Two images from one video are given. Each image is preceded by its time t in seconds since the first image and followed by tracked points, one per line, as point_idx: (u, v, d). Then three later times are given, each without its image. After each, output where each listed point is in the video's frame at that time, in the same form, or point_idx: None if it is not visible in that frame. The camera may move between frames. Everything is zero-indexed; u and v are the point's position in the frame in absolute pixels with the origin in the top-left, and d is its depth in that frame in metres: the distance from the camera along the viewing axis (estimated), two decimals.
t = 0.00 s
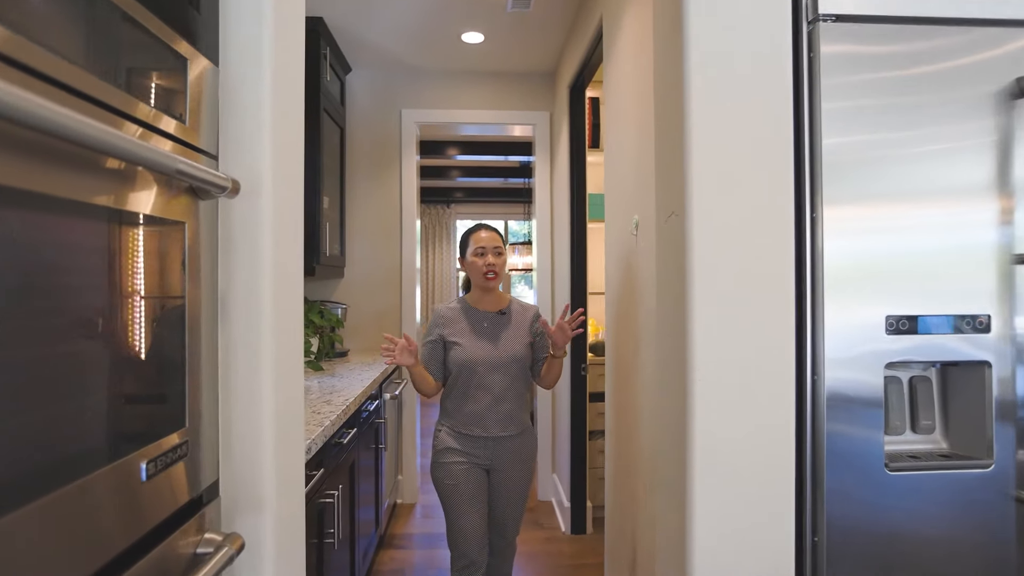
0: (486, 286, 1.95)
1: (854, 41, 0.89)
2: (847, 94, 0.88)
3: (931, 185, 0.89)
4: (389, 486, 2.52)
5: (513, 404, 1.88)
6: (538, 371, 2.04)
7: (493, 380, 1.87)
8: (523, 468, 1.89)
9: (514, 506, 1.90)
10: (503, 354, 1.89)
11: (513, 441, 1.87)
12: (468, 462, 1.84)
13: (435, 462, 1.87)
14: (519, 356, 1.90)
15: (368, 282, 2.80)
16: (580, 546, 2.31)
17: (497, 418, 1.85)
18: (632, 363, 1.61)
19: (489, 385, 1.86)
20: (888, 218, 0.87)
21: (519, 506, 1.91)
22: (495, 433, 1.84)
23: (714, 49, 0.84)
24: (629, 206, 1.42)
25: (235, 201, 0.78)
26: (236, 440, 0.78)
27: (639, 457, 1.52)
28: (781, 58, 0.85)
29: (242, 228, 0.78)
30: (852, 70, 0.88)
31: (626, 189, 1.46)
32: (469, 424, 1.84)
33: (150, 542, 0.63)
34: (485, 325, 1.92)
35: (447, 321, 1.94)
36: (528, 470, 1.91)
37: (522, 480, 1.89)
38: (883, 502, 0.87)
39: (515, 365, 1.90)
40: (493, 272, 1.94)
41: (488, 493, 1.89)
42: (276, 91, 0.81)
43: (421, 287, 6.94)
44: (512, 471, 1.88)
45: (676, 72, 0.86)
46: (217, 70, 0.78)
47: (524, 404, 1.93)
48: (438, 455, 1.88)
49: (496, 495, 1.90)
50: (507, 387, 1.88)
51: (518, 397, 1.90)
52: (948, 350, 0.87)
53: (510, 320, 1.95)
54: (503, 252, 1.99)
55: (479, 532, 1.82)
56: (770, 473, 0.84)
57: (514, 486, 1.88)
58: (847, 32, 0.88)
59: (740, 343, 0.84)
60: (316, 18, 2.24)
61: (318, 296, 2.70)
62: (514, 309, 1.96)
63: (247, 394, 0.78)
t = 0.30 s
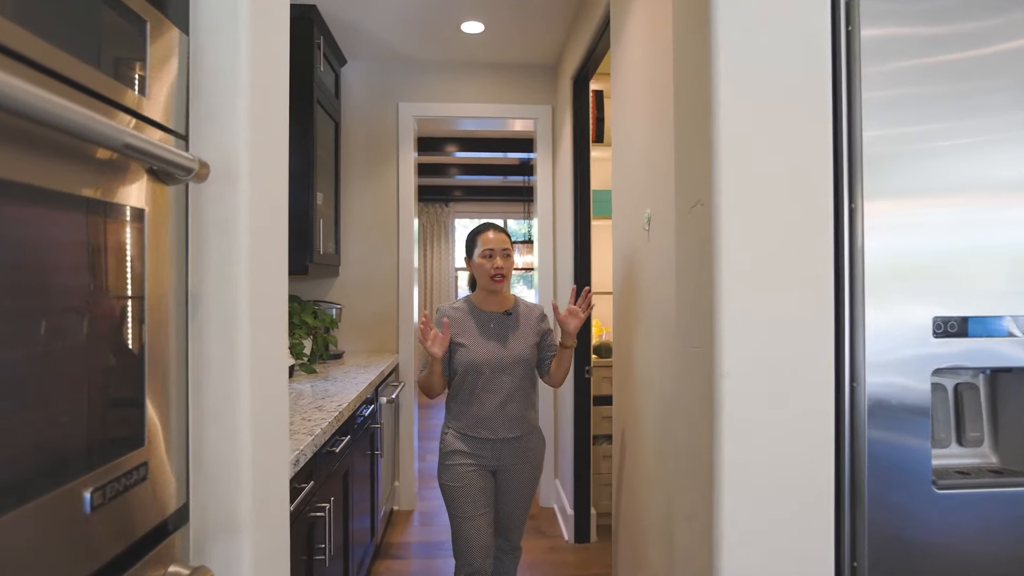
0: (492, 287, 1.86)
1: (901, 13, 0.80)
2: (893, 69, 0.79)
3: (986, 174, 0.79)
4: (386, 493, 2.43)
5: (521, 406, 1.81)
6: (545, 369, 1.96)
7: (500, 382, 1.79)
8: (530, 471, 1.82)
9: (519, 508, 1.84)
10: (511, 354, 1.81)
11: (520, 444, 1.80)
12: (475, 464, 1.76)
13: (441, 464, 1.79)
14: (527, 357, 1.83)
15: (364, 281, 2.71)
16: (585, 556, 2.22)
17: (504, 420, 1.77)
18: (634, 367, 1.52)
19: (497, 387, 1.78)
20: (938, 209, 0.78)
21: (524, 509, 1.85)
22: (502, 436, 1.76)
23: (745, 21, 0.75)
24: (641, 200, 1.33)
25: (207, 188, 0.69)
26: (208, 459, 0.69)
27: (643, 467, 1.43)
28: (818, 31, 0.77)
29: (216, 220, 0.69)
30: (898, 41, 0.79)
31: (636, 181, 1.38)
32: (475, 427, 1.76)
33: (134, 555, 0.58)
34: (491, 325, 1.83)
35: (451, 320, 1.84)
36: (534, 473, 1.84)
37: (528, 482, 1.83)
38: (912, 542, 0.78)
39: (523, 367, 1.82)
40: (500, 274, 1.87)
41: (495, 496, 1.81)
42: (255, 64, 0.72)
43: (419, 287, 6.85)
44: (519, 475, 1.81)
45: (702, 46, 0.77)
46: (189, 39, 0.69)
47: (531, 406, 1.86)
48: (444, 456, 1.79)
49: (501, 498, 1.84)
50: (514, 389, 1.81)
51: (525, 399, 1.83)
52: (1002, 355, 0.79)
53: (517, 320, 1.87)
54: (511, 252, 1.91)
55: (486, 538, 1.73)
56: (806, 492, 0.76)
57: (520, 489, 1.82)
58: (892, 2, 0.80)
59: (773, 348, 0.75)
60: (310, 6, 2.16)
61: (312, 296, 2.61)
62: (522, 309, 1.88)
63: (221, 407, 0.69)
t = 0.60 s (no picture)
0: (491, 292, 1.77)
1: None
2: (946, 46, 0.70)
3: None
4: (380, 502, 2.34)
5: (520, 412, 1.73)
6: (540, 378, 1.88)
7: (498, 385, 1.71)
8: (529, 481, 1.74)
9: (520, 517, 1.75)
10: (510, 358, 1.73)
11: (519, 451, 1.72)
12: (474, 470, 1.68)
13: (439, 469, 1.70)
14: (527, 362, 1.75)
15: (358, 281, 2.62)
16: (587, 568, 2.14)
17: (503, 426, 1.69)
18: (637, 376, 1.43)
19: (495, 392, 1.70)
20: (993, 206, 0.69)
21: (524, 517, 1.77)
22: (500, 442, 1.69)
23: None
24: (650, 196, 1.25)
25: (166, 178, 0.60)
26: (168, 487, 0.60)
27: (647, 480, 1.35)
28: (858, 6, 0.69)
29: (178, 214, 0.60)
30: (950, 15, 0.70)
31: (645, 177, 1.29)
32: (472, 431, 1.68)
33: None
34: (491, 329, 1.75)
35: (451, 322, 1.76)
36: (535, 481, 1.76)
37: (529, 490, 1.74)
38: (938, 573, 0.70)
39: (522, 371, 1.74)
40: (495, 278, 1.77)
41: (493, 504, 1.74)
42: (224, 40, 0.63)
43: (416, 287, 6.76)
44: (518, 484, 1.73)
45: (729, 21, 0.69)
46: (146, 9, 0.60)
47: (531, 410, 1.78)
48: (441, 462, 1.71)
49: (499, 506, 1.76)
50: (513, 394, 1.73)
51: (524, 405, 1.75)
52: None
53: (518, 324, 1.79)
54: (508, 255, 1.82)
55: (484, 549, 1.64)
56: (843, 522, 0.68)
57: (518, 496, 1.74)
58: None
59: (806, 359, 0.67)
60: None
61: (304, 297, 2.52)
62: (523, 313, 1.80)
63: (184, 429, 0.60)
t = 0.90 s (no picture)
0: (479, 290, 1.70)
1: None
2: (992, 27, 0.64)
3: None
4: (374, 510, 2.26)
5: (514, 415, 1.64)
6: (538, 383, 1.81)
7: (489, 387, 1.64)
8: (523, 487, 1.65)
9: (517, 526, 1.67)
10: (502, 358, 1.64)
11: (512, 455, 1.64)
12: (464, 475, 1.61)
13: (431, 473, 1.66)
14: (520, 363, 1.66)
15: (352, 281, 2.54)
16: None
17: (493, 428, 1.62)
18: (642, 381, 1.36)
19: (486, 394, 1.63)
20: None
21: (523, 526, 1.68)
22: (490, 446, 1.61)
23: None
24: (659, 190, 1.18)
25: (124, 162, 0.53)
26: (124, 515, 0.53)
27: (653, 491, 1.28)
28: None
29: (137, 203, 0.53)
30: None
31: (654, 171, 1.22)
32: (461, 433, 1.62)
33: None
34: (482, 328, 1.68)
35: (443, 320, 1.71)
36: (532, 489, 1.67)
37: (526, 498, 1.65)
38: None
39: (515, 372, 1.65)
40: (475, 276, 1.70)
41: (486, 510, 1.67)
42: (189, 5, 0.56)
43: (412, 287, 6.68)
44: (512, 490, 1.65)
45: None
46: None
47: (528, 413, 1.70)
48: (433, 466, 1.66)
49: (494, 513, 1.69)
50: (506, 396, 1.65)
51: (519, 408, 1.67)
52: None
53: (513, 324, 1.70)
54: (494, 252, 1.73)
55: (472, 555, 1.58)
56: (888, 550, 0.61)
57: (513, 504, 1.65)
58: None
59: (844, 368, 0.60)
60: None
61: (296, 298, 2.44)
62: (518, 312, 1.71)
63: (144, 449, 0.53)
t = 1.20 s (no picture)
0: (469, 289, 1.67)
1: None
2: None
3: None
4: (371, 515, 2.21)
5: (496, 416, 1.63)
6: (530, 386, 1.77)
7: (471, 387, 1.63)
8: (505, 491, 1.64)
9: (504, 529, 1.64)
10: (484, 358, 1.62)
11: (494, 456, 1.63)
12: (447, 474, 1.64)
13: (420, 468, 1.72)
14: (503, 363, 1.63)
15: (349, 280, 2.48)
16: None
17: (472, 429, 1.62)
18: (650, 384, 1.31)
19: (469, 394, 1.63)
20: None
21: (512, 530, 1.65)
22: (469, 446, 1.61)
23: None
24: (670, 184, 1.13)
25: (90, 144, 0.47)
26: (87, 541, 0.47)
27: (663, 499, 1.22)
28: None
29: (103, 191, 0.47)
30: None
31: (665, 164, 1.17)
32: (442, 431, 1.65)
33: None
34: (468, 327, 1.67)
35: (434, 318, 1.74)
36: (518, 491, 1.65)
37: (510, 501, 1.63)
38: None
39: (498, 372, 1.62)
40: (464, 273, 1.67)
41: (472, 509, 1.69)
42: None
43: (410, 287, 6.62)
44: (494, 492, 1.64)
45: None
46: None
47: (515, 415, 1.66)
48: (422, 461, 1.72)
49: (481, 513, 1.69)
50: (489, 396, 1.63)
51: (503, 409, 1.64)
52: None
53: (500, 323, 1.67)
54: (484, 250, 1.69)
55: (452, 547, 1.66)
56: None
57: (496, 508, 1.64)
58: None
59: (890, 373, 0.55)
60: None
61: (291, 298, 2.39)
62: (506, 311, 1.68)
63: (110, 467, 0.47)
